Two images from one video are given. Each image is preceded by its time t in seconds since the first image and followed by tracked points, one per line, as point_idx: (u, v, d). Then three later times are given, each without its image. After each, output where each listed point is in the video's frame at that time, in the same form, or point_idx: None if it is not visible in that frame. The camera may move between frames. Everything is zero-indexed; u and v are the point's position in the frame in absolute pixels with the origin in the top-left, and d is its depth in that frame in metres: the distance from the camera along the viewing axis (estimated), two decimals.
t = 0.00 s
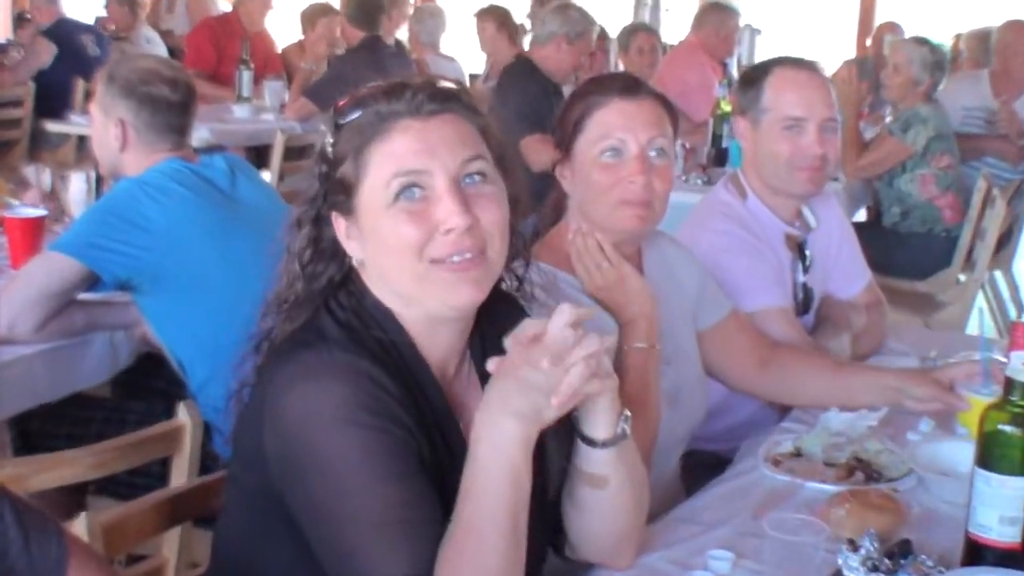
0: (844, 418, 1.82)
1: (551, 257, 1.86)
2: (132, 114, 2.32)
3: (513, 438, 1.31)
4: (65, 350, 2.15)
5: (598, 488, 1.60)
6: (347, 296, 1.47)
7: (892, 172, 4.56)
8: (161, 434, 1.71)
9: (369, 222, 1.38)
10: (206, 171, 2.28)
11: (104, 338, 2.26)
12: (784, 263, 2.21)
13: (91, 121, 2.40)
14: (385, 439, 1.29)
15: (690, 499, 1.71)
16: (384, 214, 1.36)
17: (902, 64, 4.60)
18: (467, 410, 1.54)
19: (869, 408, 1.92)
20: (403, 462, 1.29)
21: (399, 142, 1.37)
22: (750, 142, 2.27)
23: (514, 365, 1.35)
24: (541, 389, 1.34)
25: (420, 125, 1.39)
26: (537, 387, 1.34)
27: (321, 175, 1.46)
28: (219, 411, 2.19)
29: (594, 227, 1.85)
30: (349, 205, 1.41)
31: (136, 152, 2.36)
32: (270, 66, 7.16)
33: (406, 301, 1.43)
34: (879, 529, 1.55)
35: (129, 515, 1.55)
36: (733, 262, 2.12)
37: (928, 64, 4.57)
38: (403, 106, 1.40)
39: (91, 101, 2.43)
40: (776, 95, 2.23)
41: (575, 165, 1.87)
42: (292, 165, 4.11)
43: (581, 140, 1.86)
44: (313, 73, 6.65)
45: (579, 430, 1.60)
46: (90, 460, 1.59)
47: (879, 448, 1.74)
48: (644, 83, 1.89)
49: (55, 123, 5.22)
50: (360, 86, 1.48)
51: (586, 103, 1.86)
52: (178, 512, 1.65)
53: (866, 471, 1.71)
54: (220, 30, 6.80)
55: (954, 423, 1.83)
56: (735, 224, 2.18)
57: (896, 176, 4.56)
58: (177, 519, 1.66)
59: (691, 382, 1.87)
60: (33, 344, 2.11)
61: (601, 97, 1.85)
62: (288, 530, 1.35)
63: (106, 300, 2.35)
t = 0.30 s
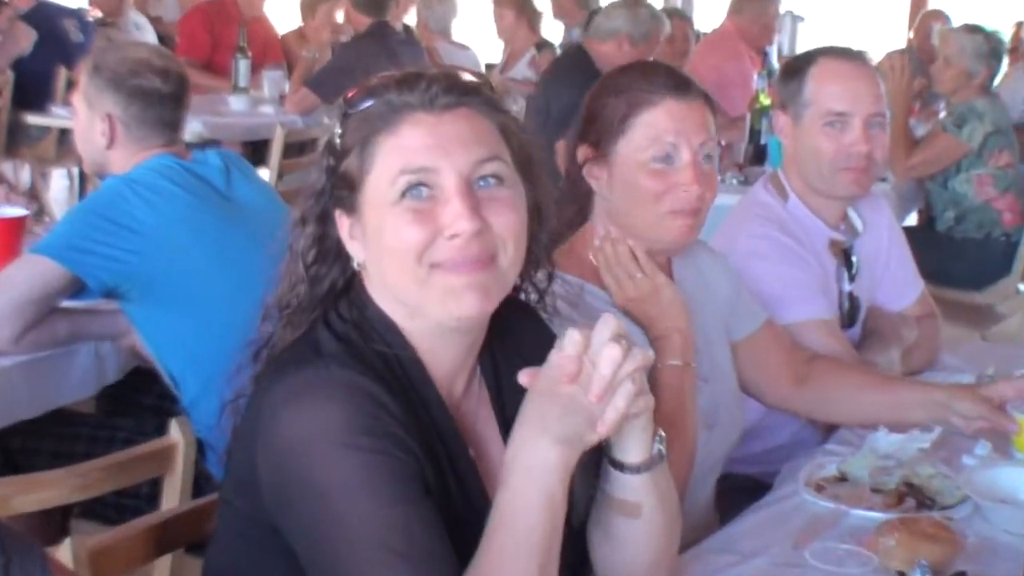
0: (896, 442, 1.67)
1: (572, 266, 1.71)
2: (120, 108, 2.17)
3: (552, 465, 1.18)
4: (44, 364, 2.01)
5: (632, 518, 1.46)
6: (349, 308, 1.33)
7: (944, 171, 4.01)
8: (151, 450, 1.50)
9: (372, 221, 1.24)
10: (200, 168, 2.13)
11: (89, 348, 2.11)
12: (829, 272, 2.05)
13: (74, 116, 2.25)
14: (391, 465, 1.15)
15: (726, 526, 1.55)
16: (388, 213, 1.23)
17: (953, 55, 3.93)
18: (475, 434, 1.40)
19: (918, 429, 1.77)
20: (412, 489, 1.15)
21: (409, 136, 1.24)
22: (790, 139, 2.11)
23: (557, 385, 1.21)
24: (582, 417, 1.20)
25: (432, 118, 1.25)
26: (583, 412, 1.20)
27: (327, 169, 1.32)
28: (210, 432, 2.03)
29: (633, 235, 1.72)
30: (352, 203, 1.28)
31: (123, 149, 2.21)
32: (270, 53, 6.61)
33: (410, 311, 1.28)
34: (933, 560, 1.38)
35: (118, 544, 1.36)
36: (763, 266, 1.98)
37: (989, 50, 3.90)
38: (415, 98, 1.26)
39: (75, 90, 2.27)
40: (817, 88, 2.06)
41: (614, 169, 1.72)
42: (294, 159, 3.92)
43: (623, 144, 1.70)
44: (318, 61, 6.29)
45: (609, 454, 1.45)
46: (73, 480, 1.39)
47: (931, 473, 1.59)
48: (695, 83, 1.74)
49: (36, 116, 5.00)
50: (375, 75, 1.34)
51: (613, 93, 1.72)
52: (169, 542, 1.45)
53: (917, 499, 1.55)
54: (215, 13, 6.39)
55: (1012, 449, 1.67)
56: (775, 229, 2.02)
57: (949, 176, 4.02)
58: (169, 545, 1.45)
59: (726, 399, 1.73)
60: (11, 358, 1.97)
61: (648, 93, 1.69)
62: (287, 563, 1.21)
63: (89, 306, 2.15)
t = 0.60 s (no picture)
0: (918, 461, 1.63)
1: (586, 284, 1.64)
2: (133, 110, 2.14)
3: (579, 485, 1.19)
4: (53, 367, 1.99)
5: (652, 531, 1.42)
6: (354, 321, 1.30)
7: (971, 186, 3.77)
8: (161, 459, 1.47)
9: (378, 228, 1.21)
10: (214, 172, 2.09)
11: (99, 352, 2.09)
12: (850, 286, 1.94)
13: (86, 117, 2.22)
14: (392, 483, 1.13)
15: (741, 544, 1.50)
16: (393, 219, 1.19)
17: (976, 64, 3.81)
18: (483, 450, 1.37)
19: (942, 446, 1.73)
20: (413, 508, 1.13)
21: (419, 139, 1.21)
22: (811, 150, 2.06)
23: (589, 405, 1.24)
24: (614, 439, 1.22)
25: (442, 123, 1.22)
26: (612, 435, 1.23)
27: (338, 177, 1.29)
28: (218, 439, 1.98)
29: (659, 251, 1.59)
30: (360, 208, 1.24)
31: (136, 152, 2.18)
32: (285, 56, 6.45)
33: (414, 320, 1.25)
34: None
35: (120, 549, 1.29)
36: (785, 279, 1.86)
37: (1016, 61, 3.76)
38: (427, 104, 1.23)
39: (87, 92, 2.25)
40: (838, 101, 1.92)
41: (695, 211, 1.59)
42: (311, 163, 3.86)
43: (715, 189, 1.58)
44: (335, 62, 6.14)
45: (629, 469, 1.41)
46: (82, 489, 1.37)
47: (953, 495, 1.55)
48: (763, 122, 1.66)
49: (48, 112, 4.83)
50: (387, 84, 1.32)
51: (666, 110, 1.58)
52: (176, 548, 1.38)
53: (938, 519, 1.51)
54: (229, 13, 6.24)
55: None
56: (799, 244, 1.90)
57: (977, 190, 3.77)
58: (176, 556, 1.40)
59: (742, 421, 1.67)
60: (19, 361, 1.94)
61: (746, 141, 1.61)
62: None
63: (100, 310, 2.13)
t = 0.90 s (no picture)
0: (930, 473, 1.63)
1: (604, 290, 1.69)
2: (154, 115, 2.15)
3: (605, 493, 1.19)
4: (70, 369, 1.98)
5: (665, 542, 1.41)
6: (364, 332, 1.29)
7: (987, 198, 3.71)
8: (176, 463, 1.47)
9: (384, 230, 1.20)
10: (232, 177, 2.08)
11: (117, 356, 2.08)
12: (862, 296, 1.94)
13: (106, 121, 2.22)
14: (402, 494, 1.12)
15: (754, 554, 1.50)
16: (397, 217, 1.18)
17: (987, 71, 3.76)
18: (502, 461, 1.37)
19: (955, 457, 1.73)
20: (422, 518, 1.12)
21: (424, 142, 1.21)
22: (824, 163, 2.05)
23: (621, 421, 1.24)
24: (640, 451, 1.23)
25: (448, 127, 1.22)
26: (637, 447, 1.23)
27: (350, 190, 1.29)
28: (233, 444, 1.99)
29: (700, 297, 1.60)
30: (366, 215, 1.24)
31: (156, 157, 2.18)
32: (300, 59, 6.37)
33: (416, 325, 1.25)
34: None
35: (139, 549, 1.29)
36: (799, 288, 1.86)
37: None
38: (435, 108, 1.24)
39: (106, 97, 2.25)
40: (853, 114, 1.93)
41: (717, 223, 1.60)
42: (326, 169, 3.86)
43: (738, 202, 1.60)
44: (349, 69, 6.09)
45: (642, 480, 1.40)
46: (97, 493, 1.37)
47: (966, 507, 1.54)
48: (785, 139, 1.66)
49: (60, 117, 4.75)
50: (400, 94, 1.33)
51: (691, 126, 1.60)
52: (191, 550, 1.37)
53: (950, 532, 1.51)
54: (247, 17, 6.12)
55: None
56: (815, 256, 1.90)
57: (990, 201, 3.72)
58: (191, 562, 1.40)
59: (757, 435, 1.64)
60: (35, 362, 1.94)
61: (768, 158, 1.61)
62: None
63: (115, 313, 2.13)
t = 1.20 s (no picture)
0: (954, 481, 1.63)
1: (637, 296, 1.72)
2: (176, 121, 2.14)
3: (627, 497, 1.19)
4: (97, 374, 1.98)
5: (686, 545, 1.40)
6: (394, 337, 1.29)
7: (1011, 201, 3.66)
8: (201, 468, 1.47)
9: (443, 244, 1.19)
10: (254, 182, 2.08)
11: (142, 360, 2.08)
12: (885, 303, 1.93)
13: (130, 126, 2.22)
14: (431, 493, 1.12)
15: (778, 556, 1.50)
16: (462, 240, 1.17)
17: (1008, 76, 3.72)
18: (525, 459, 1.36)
19: (977, 463, 1.72)
20: (451, 518, 1.12)
21: (489, 158, 1.20)
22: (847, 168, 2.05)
23: (637, 425, 1.22)
24: (663, 458, 1.22)
25: (516, 148, 1.20)
26: (654, 450, 1.22)
27: (388, 184, 1.28)
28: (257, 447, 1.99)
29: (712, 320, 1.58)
30: (419, 219, 1.22)
31: (179, 163, 2.18)
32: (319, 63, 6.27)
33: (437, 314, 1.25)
34: None
35: (169, 552, 1.29)
36: (807, 290, 1.88)
37: None
38: (503, 127, 1.22)
39: (130, 102, 2.25)
40: (878, 120, 1.91)
41: (731, 226, 1.58)
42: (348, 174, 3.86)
43: (755, 205, 1.58)
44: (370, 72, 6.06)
45: (662, 484, 1.39)
46: (126, 497, 1.37)
47: (989, 513, 1.54)
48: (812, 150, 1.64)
49: (82, 121, 4.69)
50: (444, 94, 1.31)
51: (717, 131, 1.61)
52: (218, 553, 1.37)
53: (973, 536, 1.50)
54: (268, 22, 6.00)
55: None
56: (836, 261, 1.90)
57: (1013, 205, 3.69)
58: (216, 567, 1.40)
59: (779, 441, 1.62)
60: (60, 367, 1.93)
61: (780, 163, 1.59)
62: None
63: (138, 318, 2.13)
